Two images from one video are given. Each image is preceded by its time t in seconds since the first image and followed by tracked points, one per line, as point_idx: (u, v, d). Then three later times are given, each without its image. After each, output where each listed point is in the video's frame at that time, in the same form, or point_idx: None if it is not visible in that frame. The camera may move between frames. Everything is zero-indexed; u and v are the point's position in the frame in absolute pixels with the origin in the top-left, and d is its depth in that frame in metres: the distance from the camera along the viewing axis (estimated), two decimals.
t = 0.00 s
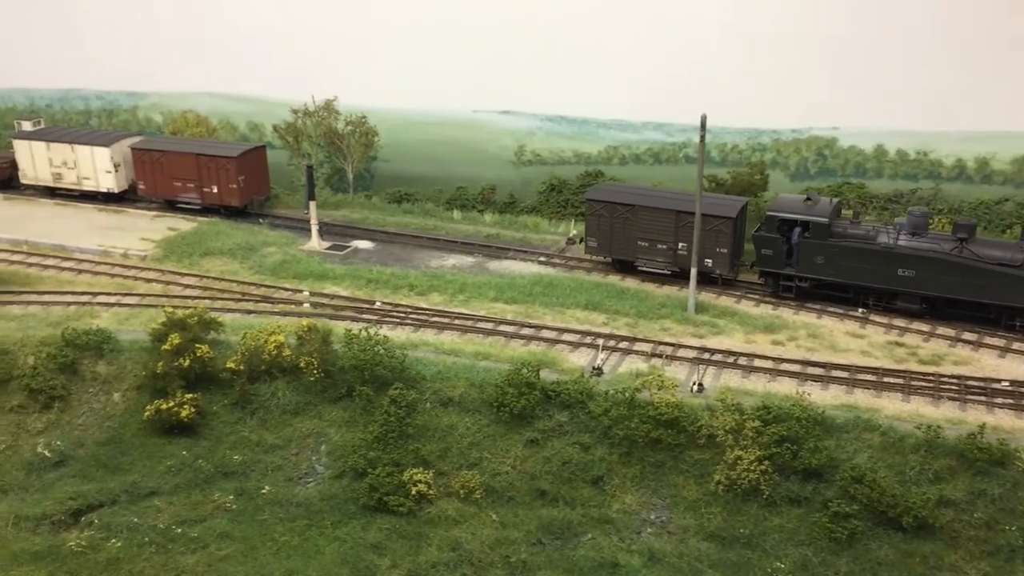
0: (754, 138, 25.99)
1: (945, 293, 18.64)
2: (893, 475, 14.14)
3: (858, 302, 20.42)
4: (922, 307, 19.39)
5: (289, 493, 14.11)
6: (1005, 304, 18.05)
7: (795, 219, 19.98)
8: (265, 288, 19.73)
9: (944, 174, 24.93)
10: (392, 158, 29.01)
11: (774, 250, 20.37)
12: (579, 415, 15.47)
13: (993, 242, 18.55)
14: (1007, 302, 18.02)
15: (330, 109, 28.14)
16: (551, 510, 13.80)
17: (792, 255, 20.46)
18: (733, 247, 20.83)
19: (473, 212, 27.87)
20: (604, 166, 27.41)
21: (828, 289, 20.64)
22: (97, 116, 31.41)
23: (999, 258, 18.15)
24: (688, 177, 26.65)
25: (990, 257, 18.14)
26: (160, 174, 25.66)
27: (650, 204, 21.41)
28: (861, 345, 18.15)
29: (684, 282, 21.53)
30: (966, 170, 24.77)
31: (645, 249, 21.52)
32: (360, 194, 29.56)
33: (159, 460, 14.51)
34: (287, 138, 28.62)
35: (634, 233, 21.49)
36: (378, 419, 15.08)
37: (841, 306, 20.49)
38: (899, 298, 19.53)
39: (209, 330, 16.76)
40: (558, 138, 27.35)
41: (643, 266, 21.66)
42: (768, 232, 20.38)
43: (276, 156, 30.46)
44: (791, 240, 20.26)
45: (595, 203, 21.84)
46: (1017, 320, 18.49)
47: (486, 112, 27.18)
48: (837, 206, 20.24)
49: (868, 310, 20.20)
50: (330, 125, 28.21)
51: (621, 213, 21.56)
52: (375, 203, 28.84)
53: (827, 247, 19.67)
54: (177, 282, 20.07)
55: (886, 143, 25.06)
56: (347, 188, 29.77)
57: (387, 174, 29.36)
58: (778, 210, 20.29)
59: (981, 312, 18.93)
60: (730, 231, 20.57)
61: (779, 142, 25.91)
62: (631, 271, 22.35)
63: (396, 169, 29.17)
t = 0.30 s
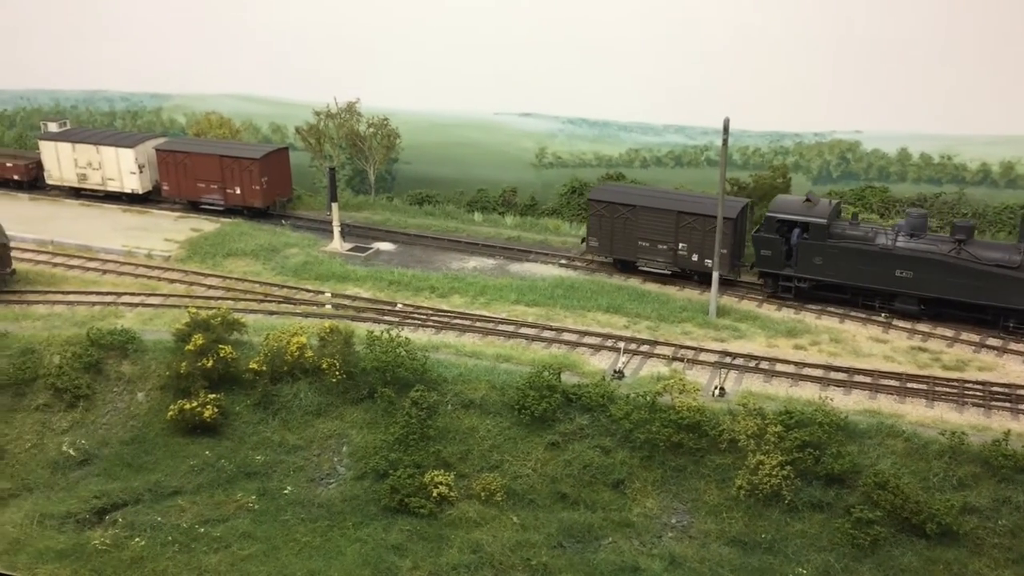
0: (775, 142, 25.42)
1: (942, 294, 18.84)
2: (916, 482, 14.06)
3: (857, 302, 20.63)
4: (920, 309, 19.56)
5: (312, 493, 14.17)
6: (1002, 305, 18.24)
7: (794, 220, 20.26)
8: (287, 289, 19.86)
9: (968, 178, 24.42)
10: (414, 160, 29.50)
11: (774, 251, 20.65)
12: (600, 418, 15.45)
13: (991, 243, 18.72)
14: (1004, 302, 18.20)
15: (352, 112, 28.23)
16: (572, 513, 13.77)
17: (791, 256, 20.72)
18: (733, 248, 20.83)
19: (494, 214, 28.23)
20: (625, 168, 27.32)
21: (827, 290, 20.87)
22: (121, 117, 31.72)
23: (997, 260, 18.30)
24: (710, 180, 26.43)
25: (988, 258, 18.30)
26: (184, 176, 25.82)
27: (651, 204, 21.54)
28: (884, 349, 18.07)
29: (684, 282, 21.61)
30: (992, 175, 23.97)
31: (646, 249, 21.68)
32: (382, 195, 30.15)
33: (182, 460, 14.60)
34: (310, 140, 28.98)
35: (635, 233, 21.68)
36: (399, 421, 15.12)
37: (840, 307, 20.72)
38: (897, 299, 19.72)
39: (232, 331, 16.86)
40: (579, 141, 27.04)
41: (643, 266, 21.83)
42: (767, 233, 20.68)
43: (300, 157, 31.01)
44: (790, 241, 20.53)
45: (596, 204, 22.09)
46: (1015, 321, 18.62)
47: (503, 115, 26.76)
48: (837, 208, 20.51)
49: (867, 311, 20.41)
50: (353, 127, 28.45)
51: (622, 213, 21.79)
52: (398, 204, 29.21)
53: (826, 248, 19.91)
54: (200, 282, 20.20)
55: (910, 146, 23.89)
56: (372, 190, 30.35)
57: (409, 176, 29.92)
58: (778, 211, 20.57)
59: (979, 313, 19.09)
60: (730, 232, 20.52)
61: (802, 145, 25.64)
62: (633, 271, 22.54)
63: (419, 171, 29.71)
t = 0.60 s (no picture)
0: (798, 145, 25.77)
1: (939, 296, 18.96)
2: (940, 489, 13.95)
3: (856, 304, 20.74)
4: (917, 310, 19.68)
5: (333, 495, 14.22)
6: (999, 307, 18.33)
7: (792, 222, 20.37)
8: (309, 291, 19.98)
9: (992, 183, 24.40)
10: (434, 164, 29.60)
11: (772, 253, 20.75)
12: (621, 423, 15.45)
13: (988, 245, 18.80)
14: (1000, 304, 18.29)
15: (374, 115, 28.52)
16: (592, 518, 13.74)
17: (790, 257, 20.83)
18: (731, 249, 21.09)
19: (515, 217, 28.35)
20: (645, 172, 27.27)
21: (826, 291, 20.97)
22: (145, 120, 32.03)
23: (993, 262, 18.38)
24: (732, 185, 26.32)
25: (985, 260, 18.37)
26: (208, 179, 25.99)
27: (651, 206, 21.77)
28: (907, 356, 17.96)
29: (683, 283, 21.86)
30: (1016, 179, 24.06)
31: (646, 250, 21.91)
32: (403, 198, 30.44)
33: (204, 461, 14.70)
34: (332, 143, 29.16)
35: (635, 234, 21.89)
36: (421, 424, 15.17)
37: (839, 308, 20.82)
38: (895, 300, 19.82)
39: (255, 333, 16.98)
40: (601, 144, 27.06)
41: (643, 267, 22.06)
42: (765, 234, 20.80)
43: (321, 160, 31.14)
44: (789, 243, 20.63)
45: (597, 205, 22.29)
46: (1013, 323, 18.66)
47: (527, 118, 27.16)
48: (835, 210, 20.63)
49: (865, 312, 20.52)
50: (375, 131, 28.57)
51: (622, 215, 21.99)
52: (418, 207, 29.50)
53: (824, 250, 20.02)
54: (222, 284, 20.32)
55: (933, 151, 24.45)
56: (392, 193, 30.56)
57: (429, 179, 30.03)
58: (776, 213, 20.70)
59: (977, 315, 19.18)
60: (729, 234, 20.80)
61: (824, 149, 25.75)
62: (632, 272, 22.76)
63: (439, 174, 29.75)
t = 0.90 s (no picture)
0: (821, 147, 25.79)
1: (939, 296, 18.99)
2: (964, 494, 13.79)
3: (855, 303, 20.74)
4: (916, 309, 19.70)
5: (354, 496, 14.24)
6: (998, 306, 18.38)
7: (792, 222, 20.33)
8: (330, 293, 20.06)
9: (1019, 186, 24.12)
10: (455, 166, 29.59)
11: (772, 253, 20.82)
12: (642, 425, 15.38)
13: (987, 244, 18.83)
14: (999, 304, 18.36)
15: (395, 117, 28.71)
16: (612, 521, 13.68)
17: (790, 257, 20.86)
18: (732, 249, 21.05)
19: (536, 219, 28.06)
20: (667, 174, 26.97)
21: (826, 291, 20.96)
22: (168, 122, 32.28)
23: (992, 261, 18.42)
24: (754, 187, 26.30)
25: (984, 260, 18.41)
26: (230, 180, 26.14)
27: (652, 205, 21.75)
28: (931, 359, 17.79)
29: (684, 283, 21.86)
30: None
31: (647, 249, 21.90)
32: (423, 200, 30.28)
33: (225, 461, 14.77)
34: (353, 144, 29.19)
35: (636, 234, 21.87)
36: (441, 425, 15.18)
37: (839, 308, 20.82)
38: (894, 300, 19.84)
39: (277, 334, 17.07)
40: (621, 147, 27.07)
41: (645, 266, 22.06)
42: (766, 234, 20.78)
43: (342, 162, 31.23)
44: (789, 242, 20.62)
45: (598, 205, 22.28)
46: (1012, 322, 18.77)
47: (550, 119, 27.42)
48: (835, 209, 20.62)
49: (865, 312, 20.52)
50: (395, 132, 28.79)
51: (624, 214, 21.97)
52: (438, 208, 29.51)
53: (824, 249, 20.03)
54: (244, 285, 20.42)
55: (959, 153, 24.46)
56: (412, 195, 30.42)
57: (450, 181, 30.03)
58: (776, 213, 20.63)
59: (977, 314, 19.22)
60: (729, 233, 20.75)
61: (848, 152, 25.65)
62: (634, 271, 22.75)
63: (460, 176, 29.75)
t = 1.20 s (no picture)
0: (847, 150, 25.67)
1: (946, 298, 18.82)
2: (993, 503, 13.57)
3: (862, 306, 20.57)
4: (923, 311, 19.54)
5: (376, 499, 14.23)
6: (1005, 309, 18.20)
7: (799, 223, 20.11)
8: (353, 296, 20.10)
9: None
10: (477, 169, 29.51)
11: (778, 253, 20.44)
12: (666, 431, 15.26)
13: (994, 247, 18.68)
14: (1005, 306, 18.17)
15: (418, 120, 28.81)
16: (635, 527, 13.60)
17: (796, 258, 20.64)
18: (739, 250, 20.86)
19: (559, 222, 28.15)
20: (690, 177, 26.84)
21: (833, 293, 20.79)
22: (193, 125, 32.58)
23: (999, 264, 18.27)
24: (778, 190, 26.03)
25: (991, 262, 18.27)
26: (254, 183, 26.27)
27: (659, 206, 21.64)
28: (960, 365, 17.55)
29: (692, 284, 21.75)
30: None
31: (654, 250, 21.80)
32: (446, 203, 30.30)
33: (248, 464, 14.82)
34: (376, 147, 29.43)
35: (643, 235, 21.78)
36: (463, 429, 15.15)
37: (846, 310, 20.65)
38: (901, 302, 19.68)
39: (299, 337, 17.12)
40: (645, 150, 26.95)
41: (652, 267, 21.98)
42: (772, 235, 20.45)
43: (365, 165, 31.34)
44: (795, 243, 20.41)
45: (605, 206, 22.25)
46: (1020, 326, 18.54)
47: (573, 123, 27.42)
48: (842, 212, 20.50)
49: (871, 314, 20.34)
50: (418, 136, 28.94)
51: (631, 215, 21.91)
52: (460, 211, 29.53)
53: (831, 251, 19.89)
54: (268, 288, 20.50)
55: (988, 156, 24.10)
56: (435, 199, 30.45)
57: (472, 185, 29.95)
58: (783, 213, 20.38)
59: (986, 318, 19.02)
60: (736, 235, 20.57)
61: (874, 155, 25.42)
62: (643, 272, 22.68)
63: (482, 179, 29.70)
